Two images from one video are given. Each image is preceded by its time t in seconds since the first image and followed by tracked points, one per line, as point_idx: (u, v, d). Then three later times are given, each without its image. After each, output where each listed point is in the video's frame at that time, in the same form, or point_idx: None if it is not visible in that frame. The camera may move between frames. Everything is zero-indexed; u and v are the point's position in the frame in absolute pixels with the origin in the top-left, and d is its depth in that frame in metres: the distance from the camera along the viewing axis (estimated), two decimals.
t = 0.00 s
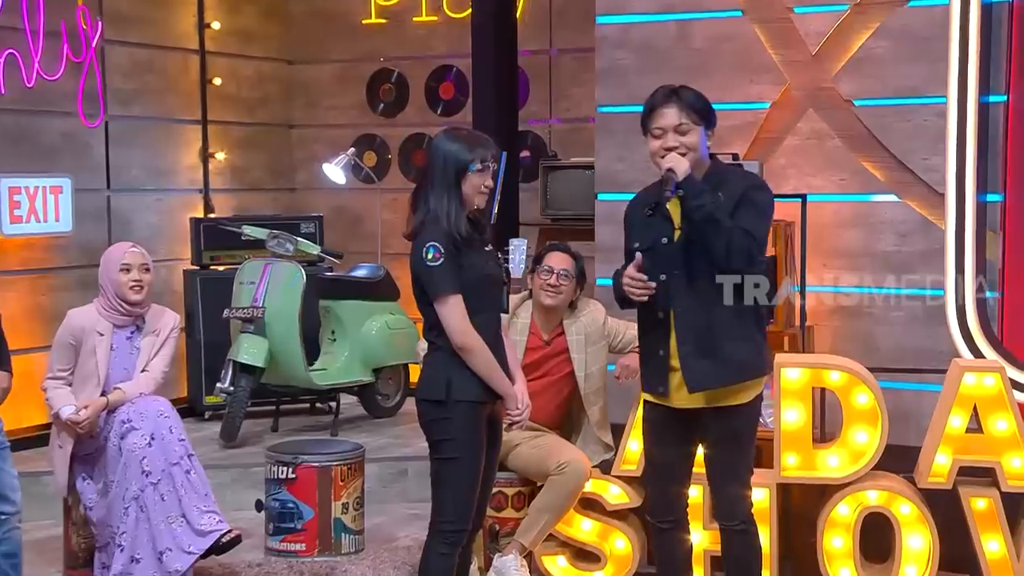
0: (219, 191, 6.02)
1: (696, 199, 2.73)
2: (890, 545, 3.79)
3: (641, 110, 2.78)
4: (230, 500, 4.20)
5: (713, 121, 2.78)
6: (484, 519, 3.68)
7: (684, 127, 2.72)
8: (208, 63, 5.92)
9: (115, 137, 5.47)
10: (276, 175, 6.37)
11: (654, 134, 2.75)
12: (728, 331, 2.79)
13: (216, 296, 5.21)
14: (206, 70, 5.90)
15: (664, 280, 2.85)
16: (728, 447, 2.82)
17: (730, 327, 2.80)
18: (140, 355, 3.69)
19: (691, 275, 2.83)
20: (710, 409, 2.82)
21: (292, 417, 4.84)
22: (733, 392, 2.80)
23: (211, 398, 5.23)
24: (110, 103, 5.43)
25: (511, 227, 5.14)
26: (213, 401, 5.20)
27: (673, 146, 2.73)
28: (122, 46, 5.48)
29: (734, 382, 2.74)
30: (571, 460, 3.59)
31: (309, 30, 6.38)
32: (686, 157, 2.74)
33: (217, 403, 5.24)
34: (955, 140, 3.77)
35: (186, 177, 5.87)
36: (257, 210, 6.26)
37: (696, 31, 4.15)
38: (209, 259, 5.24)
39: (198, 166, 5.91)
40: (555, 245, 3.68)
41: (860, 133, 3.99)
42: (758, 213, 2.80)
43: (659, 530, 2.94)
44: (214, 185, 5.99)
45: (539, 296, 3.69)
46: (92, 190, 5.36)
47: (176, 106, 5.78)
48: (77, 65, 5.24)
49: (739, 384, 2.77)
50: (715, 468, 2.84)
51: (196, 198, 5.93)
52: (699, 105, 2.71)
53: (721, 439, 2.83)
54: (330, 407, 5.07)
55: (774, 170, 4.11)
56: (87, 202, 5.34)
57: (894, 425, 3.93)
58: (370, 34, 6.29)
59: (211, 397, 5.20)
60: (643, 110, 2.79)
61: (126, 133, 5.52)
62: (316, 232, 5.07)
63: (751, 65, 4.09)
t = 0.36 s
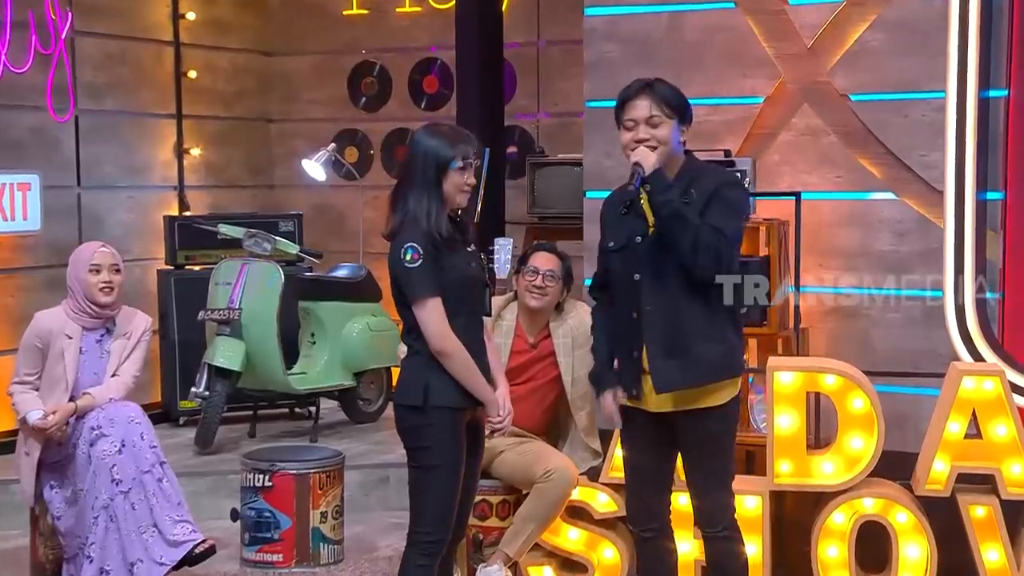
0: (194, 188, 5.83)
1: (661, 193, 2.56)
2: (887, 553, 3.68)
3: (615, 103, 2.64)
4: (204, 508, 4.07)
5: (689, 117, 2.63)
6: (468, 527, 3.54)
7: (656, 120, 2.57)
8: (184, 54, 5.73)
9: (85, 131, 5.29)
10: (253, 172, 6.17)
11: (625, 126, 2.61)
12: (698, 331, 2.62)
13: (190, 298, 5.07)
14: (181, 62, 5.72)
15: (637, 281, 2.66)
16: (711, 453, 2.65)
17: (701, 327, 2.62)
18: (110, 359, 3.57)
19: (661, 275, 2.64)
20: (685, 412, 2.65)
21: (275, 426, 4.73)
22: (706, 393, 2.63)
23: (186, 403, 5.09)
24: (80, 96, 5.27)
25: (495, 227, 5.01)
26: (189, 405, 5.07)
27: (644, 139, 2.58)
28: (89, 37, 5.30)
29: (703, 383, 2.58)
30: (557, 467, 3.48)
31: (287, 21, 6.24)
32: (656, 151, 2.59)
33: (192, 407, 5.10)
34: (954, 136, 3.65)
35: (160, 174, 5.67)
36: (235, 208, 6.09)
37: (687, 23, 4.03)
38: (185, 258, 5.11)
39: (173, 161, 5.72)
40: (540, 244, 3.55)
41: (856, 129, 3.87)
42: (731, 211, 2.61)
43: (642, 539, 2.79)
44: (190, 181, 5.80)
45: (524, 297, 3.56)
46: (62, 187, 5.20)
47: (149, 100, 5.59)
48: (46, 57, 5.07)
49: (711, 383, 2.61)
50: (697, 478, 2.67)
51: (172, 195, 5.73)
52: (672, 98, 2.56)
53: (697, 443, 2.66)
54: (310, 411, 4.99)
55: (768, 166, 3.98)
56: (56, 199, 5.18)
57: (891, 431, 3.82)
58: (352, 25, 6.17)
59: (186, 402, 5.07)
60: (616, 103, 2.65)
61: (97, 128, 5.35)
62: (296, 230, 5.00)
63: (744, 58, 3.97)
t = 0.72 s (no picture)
0: (173, 186, 5.64)
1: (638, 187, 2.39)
2: (890, 565, 3.55)
3: (600, 95, 2.49)
4: (184, 518, 3.93)
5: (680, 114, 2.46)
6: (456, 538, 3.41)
7: (638, 114, 2.41)
8: (163, 48, 5.55)
9: (61, 128, 5.10)
10: (235, 169, 6.02)
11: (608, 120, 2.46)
12: (680, 331, 2.46)
13: (170, 299, 4.95)
14: (161, 56, 5.55)
15: (620, 280, 2.52)
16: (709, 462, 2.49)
17: (683, 326, 2.47)
18: (85, 364, 3.44)
19: (644, 274, 2.49)
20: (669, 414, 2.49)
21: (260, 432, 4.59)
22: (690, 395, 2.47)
23: (164, 409, 4.95)
24: (55, 91, 5.07)
25: (484, 228, 4.89)
26: (168, 412, 4.92)
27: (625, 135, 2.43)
28: (65, 29, 5.10)
29: (684, 382, 2.42)
30: (549, 476, 3.34)
31: (271, 14, 6.09)
32: (637, 148, 2.43)
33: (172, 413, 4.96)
34: (962, 133, 3.52)
35: (138, 172, 5.48)
36: (217, 207, 5.92)
37: (684, 16, 3.90)
38: (164, 259, 4.98)
39: (151, 159, 5.53)
40: (529, 245, 3.42)
41: (859, 125, 3.74)
42: (717, 209, 2.43)
43: (635, 548, 2.62)
44: (169, 179, 5.61)
45: (514, 299, 3.43)
46: (37, 185, 5.00)
47: (127, 95, 5.40)
48: (20, 50, 4.84)
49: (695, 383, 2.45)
50: (690, 489, 2.50)
51: (150, 195, 5.54)
52: (658, 93, 2.39)
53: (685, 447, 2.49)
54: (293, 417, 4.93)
55: (768, 164, 3.85)
56: (30, 198, 4.98)
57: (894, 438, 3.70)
58: (338, 18, 6.03)
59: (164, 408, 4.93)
60: (603, 95, 2.50)
61: (73, 124, 5.16)
62: (279, 229, 4.92)
63: (744, 53, 3.84)
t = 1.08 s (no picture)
0: (156, 185, 5.50)
1: (621, 177, 2.37)
2: None
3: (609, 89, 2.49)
4: (167, 528, 3.80)
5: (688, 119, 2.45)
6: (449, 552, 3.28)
7: (639, 109, 2.40)
8: (146, 41, 5.41)
9: (39, 124, 4.97)
10: (221, 166, 5.89)
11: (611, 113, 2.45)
12: (660, 329, 2.44)
13: (154, 301, 4.83)
14: (143, 50, 5.40)
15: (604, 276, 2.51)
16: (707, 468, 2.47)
17: (665, 324, 2.44)
18: (64, 371, 3.31)
19: (629, 270, 2.47)
20: (652, 415, 2.47)
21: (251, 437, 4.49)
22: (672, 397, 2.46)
23: (148, 416, 4.83)
24: (33, 87, 4.93)
25: (480, 228, 4.77)
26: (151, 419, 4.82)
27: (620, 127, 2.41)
28: (43, 22, 4.96)
29: (663, 382, 2.42)
30: (546, 486, 3.21)
31: (259, 8, 5.96)
32: (630, 142, 2.42)
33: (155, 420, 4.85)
34: (972, 131, 3.40)
35: (120, 169, 5.33)
36: (202, 206, 5.77)
37: (685, 9, 3.77)
38: (148, 260, 4.84)
39: (133, 156, 5.38)
40: (525, 246, 3.30)
41: (867, 122, 3.62)
42: (706, 206, 2.39)
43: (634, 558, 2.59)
44: (152, 177, 5.46)
45: (510, 304, 3.31)
46: (14, 184, 4.87)
47: (108, 91, 5.26)
48: None
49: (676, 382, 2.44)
50: (680, 495, 2.46)
51: (132, 193, 5.39)
52: (663, 91, 2.39)
53: (675, 453, 2.46)
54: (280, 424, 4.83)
55: (772, 163, 3.72)
56: (8, 197, 4.85)
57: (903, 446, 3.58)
58: (329, 11, 5.90)
59: (147, 415, 4.82)
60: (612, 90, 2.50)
61: (52, 121, 5.02)
62: (267, 229, 4.83)
63: (746, 47, 3.72)
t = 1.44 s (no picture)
0: (140, 184, 5.35)
1: (623, 169, 2.27)
2: None
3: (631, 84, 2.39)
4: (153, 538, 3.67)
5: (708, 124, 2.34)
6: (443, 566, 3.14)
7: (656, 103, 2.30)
8: (130, 36, 5.26)
9: (19, 120, 4.82)
10: (209, 164, 5.75)
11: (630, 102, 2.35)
12: (657, 331, 2.32)
13: (140, 303, 4.71)
14: (128, 45, 5.25)
15: (604, 275, 2.39)
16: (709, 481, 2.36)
17: (661, 326, 2.32)
18: (46, 379, 3.19)
19: (629, 269, 2.35)
20: (647, 419, 2.35)
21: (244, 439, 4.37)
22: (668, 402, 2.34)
23: (132, 423, 4.72)
24: (14, 82, 4.78)
25: (478, 228, 4.66)
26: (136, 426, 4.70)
27: (635, 117, 2.31)
28: (25, 15, 4.81)
29: (658, 387, 2.30)
30: (545, 497, 3.10)
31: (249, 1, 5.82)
32: (642, 135, 2.32)
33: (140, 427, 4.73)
34: (986, 129, 3.29)
35: (104, 168, 5.20)
36: (189, 206, 5.64)
37: (689, 4, 3.65)
38: (133, 261, 4.72)
39: (117, 155, 5.25)
40: (526, 250, 3.18)
41: (878, 120, 3.51)
42: (709, 207, 2.28)
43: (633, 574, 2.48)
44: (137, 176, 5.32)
45: (507, 309, 3.18)
46: None
47: (91, 86, 5.11)
48: None
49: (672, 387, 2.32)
50: (686, 513, 2.34)
51: (117, 192, 5.25)
52: (684, 89, 2.28)
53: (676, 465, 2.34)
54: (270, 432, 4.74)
55: (778, 162, 3.62)
56: None
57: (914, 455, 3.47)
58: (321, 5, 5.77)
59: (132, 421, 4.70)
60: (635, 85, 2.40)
61: (33, 118, 4.87)
62: (256, 230, 4.74)
63: (752, 43, 3.60)
